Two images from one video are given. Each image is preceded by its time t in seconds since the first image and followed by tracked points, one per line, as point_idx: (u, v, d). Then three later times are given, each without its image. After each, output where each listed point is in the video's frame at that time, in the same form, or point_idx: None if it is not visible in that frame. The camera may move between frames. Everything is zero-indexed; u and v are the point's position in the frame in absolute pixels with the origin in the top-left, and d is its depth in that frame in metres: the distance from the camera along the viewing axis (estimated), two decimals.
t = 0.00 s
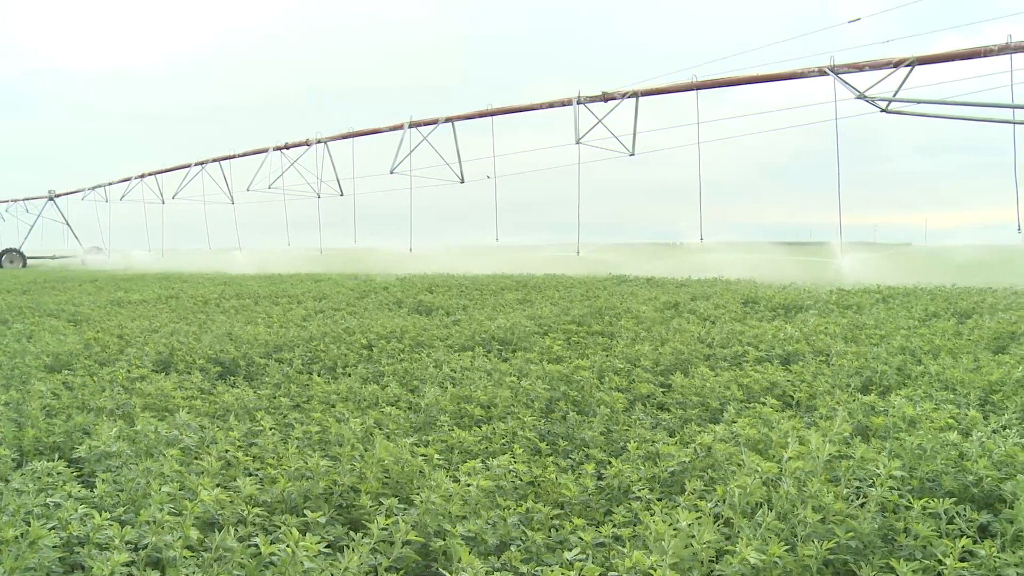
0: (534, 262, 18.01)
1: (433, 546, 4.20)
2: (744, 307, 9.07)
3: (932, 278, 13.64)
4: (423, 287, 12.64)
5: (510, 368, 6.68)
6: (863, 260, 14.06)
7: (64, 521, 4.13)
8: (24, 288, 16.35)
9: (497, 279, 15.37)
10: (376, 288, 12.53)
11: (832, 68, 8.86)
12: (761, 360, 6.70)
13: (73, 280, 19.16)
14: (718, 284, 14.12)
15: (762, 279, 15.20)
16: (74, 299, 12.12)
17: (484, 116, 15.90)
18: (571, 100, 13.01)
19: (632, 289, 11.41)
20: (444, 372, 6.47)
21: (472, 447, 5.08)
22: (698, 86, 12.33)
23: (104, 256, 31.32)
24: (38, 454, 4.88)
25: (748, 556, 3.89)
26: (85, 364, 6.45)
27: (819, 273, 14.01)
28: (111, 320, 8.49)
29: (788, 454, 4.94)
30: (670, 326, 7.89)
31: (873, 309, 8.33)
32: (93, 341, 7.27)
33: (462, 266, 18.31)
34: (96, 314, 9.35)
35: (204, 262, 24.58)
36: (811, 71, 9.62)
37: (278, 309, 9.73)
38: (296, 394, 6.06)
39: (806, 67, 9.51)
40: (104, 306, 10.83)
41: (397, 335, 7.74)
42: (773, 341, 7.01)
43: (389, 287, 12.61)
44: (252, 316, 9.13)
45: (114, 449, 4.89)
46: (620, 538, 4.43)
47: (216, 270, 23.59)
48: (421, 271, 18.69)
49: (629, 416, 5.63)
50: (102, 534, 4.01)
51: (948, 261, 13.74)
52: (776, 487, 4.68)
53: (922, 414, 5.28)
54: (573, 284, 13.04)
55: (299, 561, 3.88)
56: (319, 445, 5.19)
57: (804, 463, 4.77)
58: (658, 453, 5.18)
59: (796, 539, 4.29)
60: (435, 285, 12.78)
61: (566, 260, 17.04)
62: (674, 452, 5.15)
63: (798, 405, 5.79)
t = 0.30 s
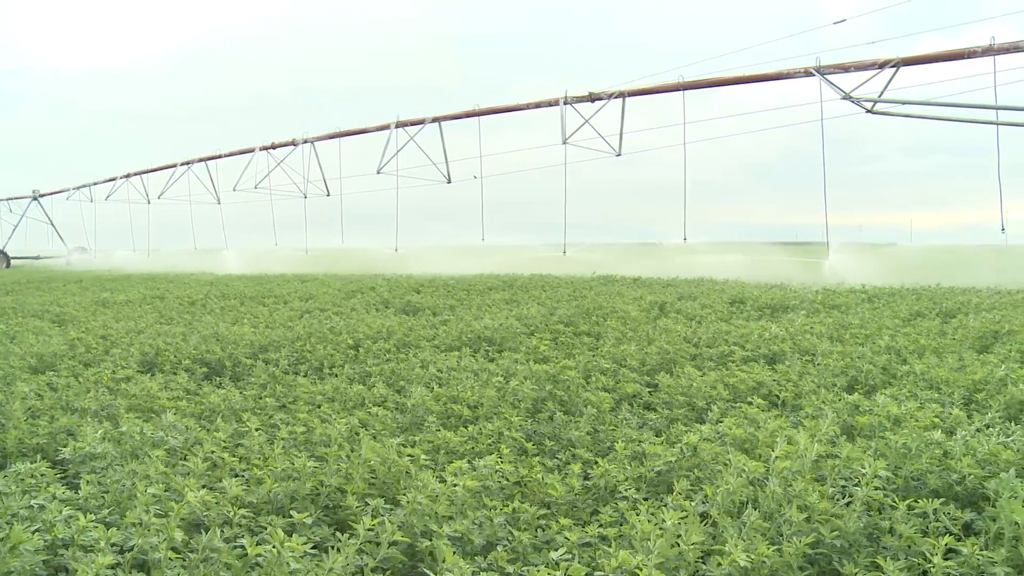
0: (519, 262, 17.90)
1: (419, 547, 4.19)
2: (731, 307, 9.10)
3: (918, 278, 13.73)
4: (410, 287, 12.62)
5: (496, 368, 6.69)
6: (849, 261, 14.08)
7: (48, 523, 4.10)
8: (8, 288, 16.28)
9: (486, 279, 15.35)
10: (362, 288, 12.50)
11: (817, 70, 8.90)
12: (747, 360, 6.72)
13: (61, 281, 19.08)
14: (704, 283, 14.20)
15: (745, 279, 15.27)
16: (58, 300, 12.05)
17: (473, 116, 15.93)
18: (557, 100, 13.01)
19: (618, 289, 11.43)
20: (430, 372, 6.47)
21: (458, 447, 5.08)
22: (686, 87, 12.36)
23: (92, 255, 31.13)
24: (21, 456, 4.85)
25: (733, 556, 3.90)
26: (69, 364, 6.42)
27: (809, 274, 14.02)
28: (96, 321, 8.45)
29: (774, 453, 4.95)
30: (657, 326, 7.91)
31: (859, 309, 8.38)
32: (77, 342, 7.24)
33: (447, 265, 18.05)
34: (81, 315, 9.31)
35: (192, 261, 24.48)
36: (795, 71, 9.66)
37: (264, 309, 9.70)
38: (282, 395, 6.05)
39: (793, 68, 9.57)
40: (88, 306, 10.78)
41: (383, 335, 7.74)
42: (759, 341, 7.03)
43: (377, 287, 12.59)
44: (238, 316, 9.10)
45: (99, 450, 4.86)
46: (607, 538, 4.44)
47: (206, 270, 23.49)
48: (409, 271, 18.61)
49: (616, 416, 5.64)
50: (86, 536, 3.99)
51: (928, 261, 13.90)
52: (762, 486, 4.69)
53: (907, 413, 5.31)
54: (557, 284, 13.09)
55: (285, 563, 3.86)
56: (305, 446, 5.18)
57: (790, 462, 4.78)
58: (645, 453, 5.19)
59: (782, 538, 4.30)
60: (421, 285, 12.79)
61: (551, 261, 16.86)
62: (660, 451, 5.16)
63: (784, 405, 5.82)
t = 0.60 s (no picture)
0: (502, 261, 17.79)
1: (403, 548, 4.18)
2: (715, 307, 9.14)
3: (902, 278, 13.86)
4: (394, 287, 12.61)
5: (480, 368, 6.69)
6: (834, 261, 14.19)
7: (28, 526, 4.06)
8: None
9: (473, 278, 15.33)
10: (346, 289, 12.48)
11: (800, 71, 8.95)
12: (730, 360, 6.75)
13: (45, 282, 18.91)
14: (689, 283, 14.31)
15: (738, 279, 15.39)
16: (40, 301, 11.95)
17: (461, 116, 15.93)
18: (542, 100, 13.02)
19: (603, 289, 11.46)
20: (414, 372, 6.47)
21: (443, 447, 5.07)
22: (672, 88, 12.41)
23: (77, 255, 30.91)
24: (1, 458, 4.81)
25: (718, 556, 3.89)
26: (50, 365, 6.38)
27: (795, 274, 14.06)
28: (78, 322, 8.40)
29: (757, 453, 4.97)
30: (641, 325, 7.93)
31: (842, 309, 8.43)
32: (58, 343, 7.20)
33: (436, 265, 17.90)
34: (62, 315, 9.25)
35: (179, 261, 24.35)
36: (778, 71, 9.69)
37: (248, 310, 9.67)
38: (265, 395, 6.03)
39: (776, 68, 9.62)
40: (69, 307, 10.71)
41: (367, 335, 7.73)
42: (742, 341, 7.07)
43: (362, 287, 12.57)
44: (222, 317, 9.07)
45: (80, 452, 4.83)
46: (591, 538, 4.44)
47: (193, 270, 23.36)
48: (397, 271, 18.54)
49: (600, 416, 5.65)
50: (67, 538, 3.95)
51: (913, 260, 13.98)
52: (745, 486, 4.70)
53: (889, 412, 5.35)
54: (537, 284, 13.18)
55: (269, 564, 3.83)
56: (288, 447, 5.16)
57: (773, 461, 4.80)
58: (628, 452, 5.20)
59: (766, 537, 4.31)
60: (405, 286, 12.81)
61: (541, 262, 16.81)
62: (644, 451, 5.16)
63: (767, 404, 5.85)
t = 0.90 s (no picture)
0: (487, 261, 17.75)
1: (389, 548, 4.15)
2: (700, 306, 9.17)
3: (892, 278, 13.90)
4: (379, 288, 12.60)
5: (467, 368, 6.70)
6: (822, 261, 14.26)
7: (11, 527, 4.01)
8: None
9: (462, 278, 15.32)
10: (333, 289, 12.46)
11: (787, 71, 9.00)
12: (716, 359, 6.78)
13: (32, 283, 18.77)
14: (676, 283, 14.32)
15: (740, 279, 15.20)
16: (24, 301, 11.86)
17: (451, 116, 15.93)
18: (532, 101, 13.03)
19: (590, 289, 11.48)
20: (401, 372, 6.47)
21: (429, 448, 5.07)
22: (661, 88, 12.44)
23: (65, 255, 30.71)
24: None
25: (705, 556, 3.88)
26: (33, 366, 6.34)
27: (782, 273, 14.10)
28: (62, 322, 8.36)
29: (743, 452, 4.98)
30: (627, 325, 7.95)
31: (827, 309, 8.48)
32: (42, 344, 7.16)
33: (429, 265, 17.81)
34: (46, 316, 9.20)
35: (167, 261, 24.23)
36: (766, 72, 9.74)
37: (234, 310, 9.64)
38: (251, 396, 6.02)
39: (763, 68, 9.63)
40: (53, 307, 10.64)
41: (353, 335, 7.73)
42: (728, 341, 7.09)
43: (348, 288, 12.55)
44: (208, 317, 9.04)
45: (64, 454, 4.80)
46: (577, 538, 4.44)
47: (182, 270, 23.24)
48: (387, 271, 18.46)
49: (586, 416, 5.66)
50: (50, 540, 3.91)
51: (899, 261, 14.05)
52: (731, 485, 4.71)
53: (874, 412, 5.38)
54: (525, 284, 13.22)
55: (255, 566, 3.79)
56: (274, 448, 5.15)
57: (759, 461, 4.81)
58: (615, 452, 5.21)
59: (752, 536, 4.31)
60: (391, 286, 12.79)
61: (539, 263, 16.73)
62: (630, 451, 5.16)
63: (753, 404, 5.87)
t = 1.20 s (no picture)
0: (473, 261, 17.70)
1: (375, 549, 4.13)
2: (687, 306, 9.20)
3: (879, 279, 13.96)
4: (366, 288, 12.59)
5: (453, 368, 6.70)
6: (810, 262, 14.35)
7: None
8: None
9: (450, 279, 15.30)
10: (321, 289, 12.44)
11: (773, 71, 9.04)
12: (702, 359, 6.80)
13: (17, 283, 18.59)
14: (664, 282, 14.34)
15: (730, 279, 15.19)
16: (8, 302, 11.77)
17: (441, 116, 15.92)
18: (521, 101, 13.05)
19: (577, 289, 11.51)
20: (387, 373, 6.46)
21: (415, 448, 5.06)
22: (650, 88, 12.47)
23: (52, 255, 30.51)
24: None
25: (693, 555, 3.88)
26: (16, 368, 6.30)
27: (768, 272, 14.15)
28: (45, 323, 8.31)
29: (729, 451, 4.99)
30: (613, 325, 7.97)
31: (812, 308, 8.52)
32: (26, 345, 7.11)
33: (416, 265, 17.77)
34: (30, 316, 9.15)
35: (155, 262, 24.10)
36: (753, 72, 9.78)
37: (220, 310, 9.62)
38: (236, 397, 6.00)
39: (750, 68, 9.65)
40: (37, 308, 10.56)
41: (339, 335, 7.72)
42: (714, 341, 7.12)
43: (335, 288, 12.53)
44: (193, 318, 9.00)
45: (47, 455, 4.77)
46: (563, 537, 4.43)
47: (170, 270, 23.12)
48: (378, 271, 18.41)
49: (572, 416, 5.67)
50: (33, 542, 3.88)
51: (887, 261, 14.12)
52: (718, 484, 4.71)
53: (859, 411, 5.41)
54: (514, 284, 13.22)
55: (241, 567, 3.77)
56: (259, 449, 5.13)
57: (745, 460, 4.82)
58: (601, 452, 5.21)
59: (738, 536, 4.31)
60: (379, 285, 12.78)
61: (532, 262, 16.70)
62: (616, 451, 5.17)
63: (739, 403, 5.88)
